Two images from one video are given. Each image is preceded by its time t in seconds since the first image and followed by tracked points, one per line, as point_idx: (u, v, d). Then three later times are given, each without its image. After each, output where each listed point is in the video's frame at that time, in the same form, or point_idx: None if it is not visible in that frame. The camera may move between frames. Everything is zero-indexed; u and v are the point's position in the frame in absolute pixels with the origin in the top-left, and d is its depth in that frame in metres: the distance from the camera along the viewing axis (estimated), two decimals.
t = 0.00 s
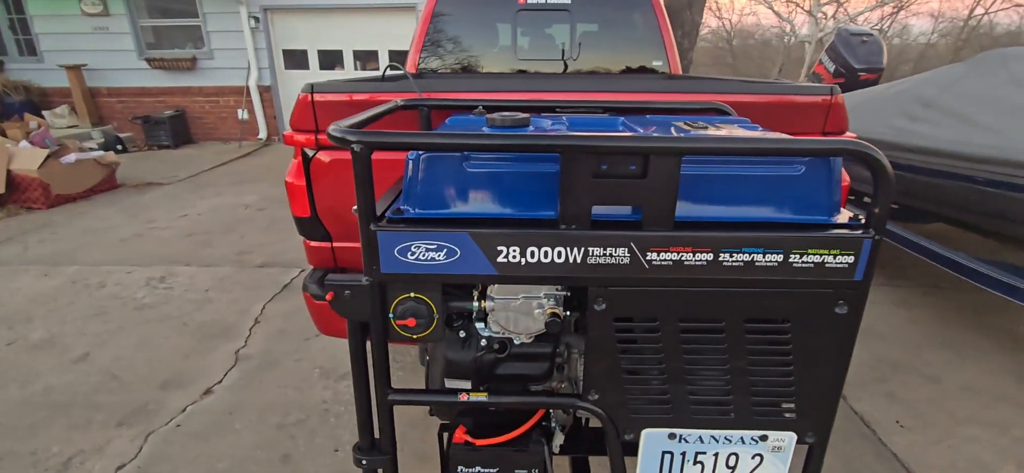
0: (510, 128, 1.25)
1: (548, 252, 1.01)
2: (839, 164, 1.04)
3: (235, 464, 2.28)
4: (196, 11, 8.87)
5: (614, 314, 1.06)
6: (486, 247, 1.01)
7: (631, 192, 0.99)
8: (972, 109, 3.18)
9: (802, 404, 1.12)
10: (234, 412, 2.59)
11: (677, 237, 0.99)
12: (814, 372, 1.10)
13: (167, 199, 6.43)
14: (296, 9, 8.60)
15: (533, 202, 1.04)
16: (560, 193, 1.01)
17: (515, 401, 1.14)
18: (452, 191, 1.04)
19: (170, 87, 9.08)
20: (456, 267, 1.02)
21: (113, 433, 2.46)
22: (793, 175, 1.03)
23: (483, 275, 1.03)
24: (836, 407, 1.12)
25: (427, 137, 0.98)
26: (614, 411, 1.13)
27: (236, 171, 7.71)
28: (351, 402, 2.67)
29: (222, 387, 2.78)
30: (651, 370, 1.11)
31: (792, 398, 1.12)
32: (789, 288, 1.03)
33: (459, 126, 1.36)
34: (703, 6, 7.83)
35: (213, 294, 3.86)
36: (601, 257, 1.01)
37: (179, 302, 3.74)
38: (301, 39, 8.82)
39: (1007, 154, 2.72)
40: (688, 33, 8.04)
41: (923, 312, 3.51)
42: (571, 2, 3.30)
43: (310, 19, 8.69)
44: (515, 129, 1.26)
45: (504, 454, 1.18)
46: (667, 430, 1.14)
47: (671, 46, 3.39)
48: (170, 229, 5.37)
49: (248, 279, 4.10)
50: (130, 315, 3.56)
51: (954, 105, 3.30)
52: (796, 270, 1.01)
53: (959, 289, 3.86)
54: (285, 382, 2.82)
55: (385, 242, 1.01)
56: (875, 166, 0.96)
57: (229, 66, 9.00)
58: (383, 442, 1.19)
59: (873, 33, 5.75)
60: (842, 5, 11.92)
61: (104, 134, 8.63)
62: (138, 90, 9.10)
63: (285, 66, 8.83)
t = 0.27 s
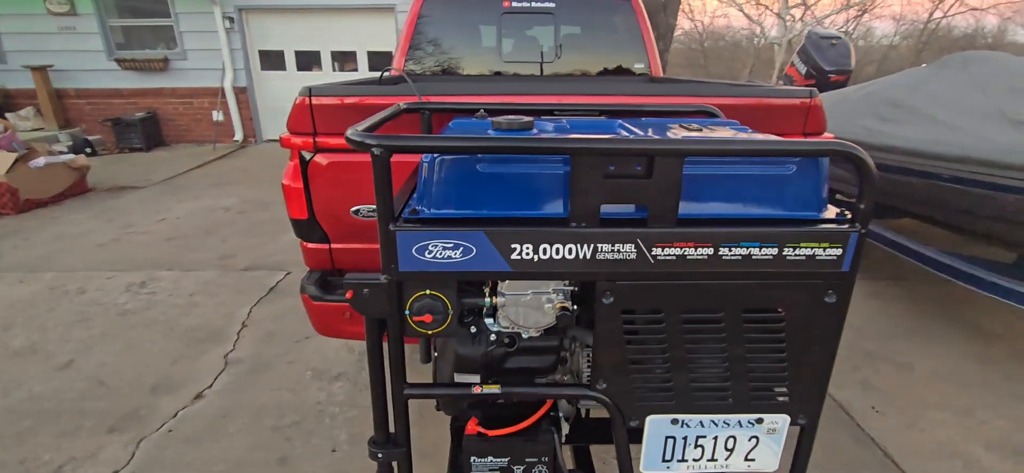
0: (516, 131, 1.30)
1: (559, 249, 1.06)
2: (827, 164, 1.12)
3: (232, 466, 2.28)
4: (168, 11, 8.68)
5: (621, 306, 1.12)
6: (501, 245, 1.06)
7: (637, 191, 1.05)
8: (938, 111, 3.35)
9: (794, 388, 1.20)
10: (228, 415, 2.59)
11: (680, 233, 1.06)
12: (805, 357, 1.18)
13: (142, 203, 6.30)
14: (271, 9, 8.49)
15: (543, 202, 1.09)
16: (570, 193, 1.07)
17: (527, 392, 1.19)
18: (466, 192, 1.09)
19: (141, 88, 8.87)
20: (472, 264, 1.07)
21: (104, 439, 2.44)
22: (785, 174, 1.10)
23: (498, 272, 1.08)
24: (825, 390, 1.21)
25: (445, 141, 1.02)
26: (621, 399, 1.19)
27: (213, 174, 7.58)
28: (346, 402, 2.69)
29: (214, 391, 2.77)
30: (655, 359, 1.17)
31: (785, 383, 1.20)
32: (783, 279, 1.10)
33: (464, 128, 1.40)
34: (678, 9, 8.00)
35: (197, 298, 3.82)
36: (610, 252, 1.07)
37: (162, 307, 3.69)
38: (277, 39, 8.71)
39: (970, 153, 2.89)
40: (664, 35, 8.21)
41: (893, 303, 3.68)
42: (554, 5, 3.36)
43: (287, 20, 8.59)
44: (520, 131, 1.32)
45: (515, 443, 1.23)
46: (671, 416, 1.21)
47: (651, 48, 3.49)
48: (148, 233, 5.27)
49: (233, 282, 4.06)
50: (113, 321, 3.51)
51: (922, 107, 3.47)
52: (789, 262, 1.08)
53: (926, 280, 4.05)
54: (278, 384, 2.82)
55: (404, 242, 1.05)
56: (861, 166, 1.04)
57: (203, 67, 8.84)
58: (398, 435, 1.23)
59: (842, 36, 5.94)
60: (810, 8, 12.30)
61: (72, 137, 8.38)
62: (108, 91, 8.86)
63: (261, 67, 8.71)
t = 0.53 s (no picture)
0: (525, 131, 1.37)
1: (573, 242, 1.14)
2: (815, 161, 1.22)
3: (235, 464, 2.30)
4: (144, 11, 8.54)
5: (630, 295, 1.20)
6: (519, 239, 1.12)
7: (644, 187, 1.13)
8: (909, 112, 3.52)
9: (787, 369, 1.30)
10: (227, 415, 2.60)
11: (685, 226, 1.14)
12: (797, 341, 1.28)
13: (122, 206, 6.18)
14: (251, 9, 8.41)
15: (557, 198, 1.17)
16: (583, 190, 1.14)
17: (541, 378, 1.26)
18: (484, 189, 1.15)
19: (116, 89, 8.69)
20: (492, 258, 1.14)
21: (102, 442, 2.43)
22: (779, 171, 1.20)
23: (516, 264, 1.14)
24: (815, 370, 1.30)
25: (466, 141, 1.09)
26: (629, 383, 1.27)
27: (193, 176, 7.47)
28: (345, 399, 2.72)
29: (211, 391, 2.78)
30: (660, 344, 1.25)
31: (778, 365, 1.29)
32: (777, 268, 1.20)
33: (475, 129, 1.47)
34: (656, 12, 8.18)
35: (187, 300, 3.80)
36: (620, 244, 1.14)
37: (152, 310, 3.65)
38: (257, 40, 8.63)
39: (939, 152, 3.06)
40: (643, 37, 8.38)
41: (868, 296, 3.85)
42: (542, 9, 3.43)
43: (267, 20, 8.52)
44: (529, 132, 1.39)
45: (529, 427, 1.31)
46: (675, 398, 1.29)
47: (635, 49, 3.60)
48: (130, 236, 5.19)
49: (221, 284, 4.04)
50: (101, 325, 3.47)
51: (893, 108, 3.64)
52: (783, 252, 1.17)
53: (898, 273, 4.24)
54: (275, 384, 2.84)
55: (428, 236, 1.12)
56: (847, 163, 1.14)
57: (180, 67, 8.70)
58: (417, 422, 1.29)
59: (816, 40, 6.14)
60: (782, 12, 12.65)
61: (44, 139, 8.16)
62: (81, 92, 8.66)
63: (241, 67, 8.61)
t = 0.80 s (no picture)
0: (533, 129, 1.44)
1: (584, 232, 1.21)
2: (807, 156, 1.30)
3: (239, 461, 2.32)
4: (123, 9, 8.40)
5: (636, 283, 1.27)
6: (534, 230, 1.19)
7: (651, 181, 1.21)
8: (886, 111, 3.67)
9: (781, 352, 1.38)
10: (227, 413, 2.61)
11: (688, 217, 1.22)
12: (790, 325, 1.36)
13: (104, 208, 6.09)
14: (234, 9, 8.34)
15: (567, 192, 1.24)
16: (593, 183, 1.21)
17: (551, 364, 1.33)
18: (499, 183, 1.22)
19: (95, 89, 8.53)
20: (507, 249, 1.20)
21: (102, 442, 2.43)
22: (773, 166, 1.28)
23: (530, 254, 1.21)
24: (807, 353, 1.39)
25: (484, 138, 1.15)
26: (635, 367, 1.35)
27: (177, 178, 7.38)
28: (345, 396, 2.74)
29: (210, 390, 2.78)
30: (664, 329, 1.33)
31: (773, 348, 1.38)
32: (772, 256, 1.28)
33: (484, 127, 1.53)
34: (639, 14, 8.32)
35: (179, 301, 3.78)
36: (628, 235, 1.22)
37: (144, 312, 3.63)
38: (241, 40, 8.56)
39: (914, 149, 3.20)
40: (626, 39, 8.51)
41: (848, 289, 4.00)
42: (532, 11, 3.49)
43: (250, 20, 8.45)
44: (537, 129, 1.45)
45: (540, 410, 1.38)
46: (677, 381, 1.37)
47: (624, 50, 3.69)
48: (115, 238, 5.12)
49: (213, 285, 4.03)
50: (93, 327, 3.43)
51: (871, 108, 3.79)
52: (778, 241, 1.26)
53: (876, 267, 4.40)
54: (275, 382, 2.85)
55: (448, 228, 1.18)
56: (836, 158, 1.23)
57: (161, 67, 8.57)
58: (434, 408, 1.34)
59: (795, 42, 6.31)
60: (760, 14, 12.93)
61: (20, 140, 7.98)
62: (58, 92, 8.48)
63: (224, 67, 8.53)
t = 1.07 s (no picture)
0: (534, 125, 1.47)
1: (587, 224, 1.25)
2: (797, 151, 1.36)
3: (235, 458, 2.31)
4: (104, 7, 8.27)
5: (636, 274, 1.32)
6: (538, 222, 1.23)
7: (650, 175, 1.25)
8: (867, 110, 3.78)
9: (773, 339, 1.44)
10: (222, 411, 2.60)
11: (686, 209, 1.27)
12: (781, 312, 1.42)
13: (87, 208, 5.99)
14: (219, 7, 8.25)
15: (570, 186, 1.27)
16: (595, 177, 1.25)
17: (554, 353, 1.37)
18: (504, 177, 1.25)
19: (75, 88, 8.38)
20: (512, 241, 1.24)
21: (95, 442, 2.41)
22: (767, 159, 1.33)
23: (534, 246, 1.25)
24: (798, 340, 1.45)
25: (489, 133, 1.18)
26: (634, 356, 1.39)
27: (161, 178, 7.28)
28: (341, 393, 2.74)
29: (203, 389, 2.77)
30: (662, 318, 1.38)
31: (766, 336, 1.44)
32: (765, 247, 1.34)
33: (485, 123, 1.56)
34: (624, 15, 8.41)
35: (168, 301, 3.74)
36: (628, 227, 1.26)
37: (132, 312, 3.59)
38: (225, 38, 8.47)
39: (894, 147, 3.30)
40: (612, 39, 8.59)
41: (832, 284, 4.09)
42: (523, 11, 3.53)
43: (235, 19, 8.37)
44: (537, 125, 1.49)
45: (543, 399, 1.42)
46: (675, 368, 1.42)
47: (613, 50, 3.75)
48: (99, 238, 5.04)
49: (202, 285, 4.00)
50: (81, 328, 3.39)
51: (853, 107, 3.90)
52: (771, 232, 1.31)
53: (859, 262, 4.50)
54: (269, 380, 2.84)
55: (455, 221, 1.21)
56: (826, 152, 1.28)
57: (143, 66, 8.45)
58: (440, 398, 1.37)
59: (778, 43, 6.43)
60: (742, 16, 13.13)
61: None
62: (36, 91, 8.32)
63: (208, 66, 8.43)
